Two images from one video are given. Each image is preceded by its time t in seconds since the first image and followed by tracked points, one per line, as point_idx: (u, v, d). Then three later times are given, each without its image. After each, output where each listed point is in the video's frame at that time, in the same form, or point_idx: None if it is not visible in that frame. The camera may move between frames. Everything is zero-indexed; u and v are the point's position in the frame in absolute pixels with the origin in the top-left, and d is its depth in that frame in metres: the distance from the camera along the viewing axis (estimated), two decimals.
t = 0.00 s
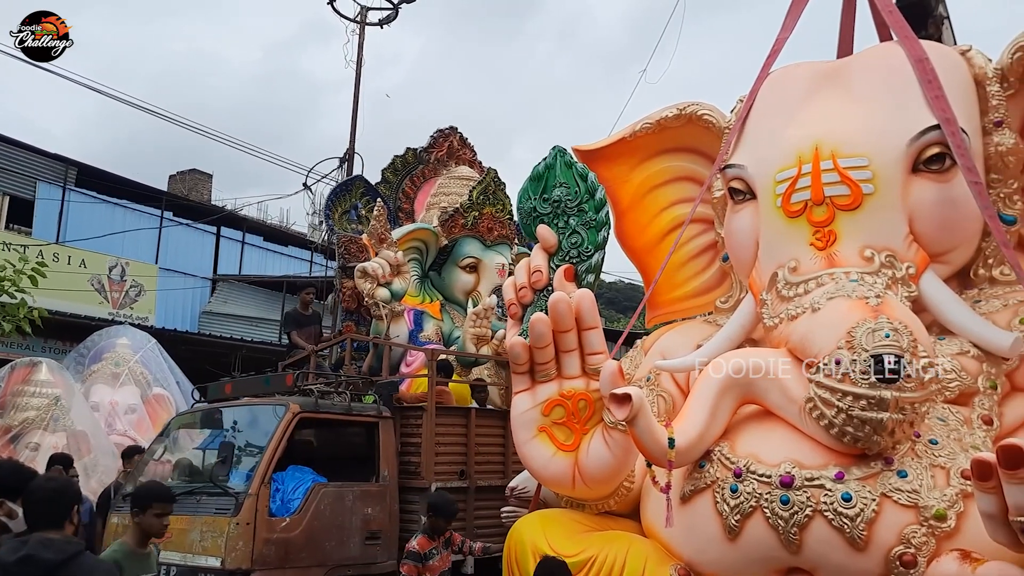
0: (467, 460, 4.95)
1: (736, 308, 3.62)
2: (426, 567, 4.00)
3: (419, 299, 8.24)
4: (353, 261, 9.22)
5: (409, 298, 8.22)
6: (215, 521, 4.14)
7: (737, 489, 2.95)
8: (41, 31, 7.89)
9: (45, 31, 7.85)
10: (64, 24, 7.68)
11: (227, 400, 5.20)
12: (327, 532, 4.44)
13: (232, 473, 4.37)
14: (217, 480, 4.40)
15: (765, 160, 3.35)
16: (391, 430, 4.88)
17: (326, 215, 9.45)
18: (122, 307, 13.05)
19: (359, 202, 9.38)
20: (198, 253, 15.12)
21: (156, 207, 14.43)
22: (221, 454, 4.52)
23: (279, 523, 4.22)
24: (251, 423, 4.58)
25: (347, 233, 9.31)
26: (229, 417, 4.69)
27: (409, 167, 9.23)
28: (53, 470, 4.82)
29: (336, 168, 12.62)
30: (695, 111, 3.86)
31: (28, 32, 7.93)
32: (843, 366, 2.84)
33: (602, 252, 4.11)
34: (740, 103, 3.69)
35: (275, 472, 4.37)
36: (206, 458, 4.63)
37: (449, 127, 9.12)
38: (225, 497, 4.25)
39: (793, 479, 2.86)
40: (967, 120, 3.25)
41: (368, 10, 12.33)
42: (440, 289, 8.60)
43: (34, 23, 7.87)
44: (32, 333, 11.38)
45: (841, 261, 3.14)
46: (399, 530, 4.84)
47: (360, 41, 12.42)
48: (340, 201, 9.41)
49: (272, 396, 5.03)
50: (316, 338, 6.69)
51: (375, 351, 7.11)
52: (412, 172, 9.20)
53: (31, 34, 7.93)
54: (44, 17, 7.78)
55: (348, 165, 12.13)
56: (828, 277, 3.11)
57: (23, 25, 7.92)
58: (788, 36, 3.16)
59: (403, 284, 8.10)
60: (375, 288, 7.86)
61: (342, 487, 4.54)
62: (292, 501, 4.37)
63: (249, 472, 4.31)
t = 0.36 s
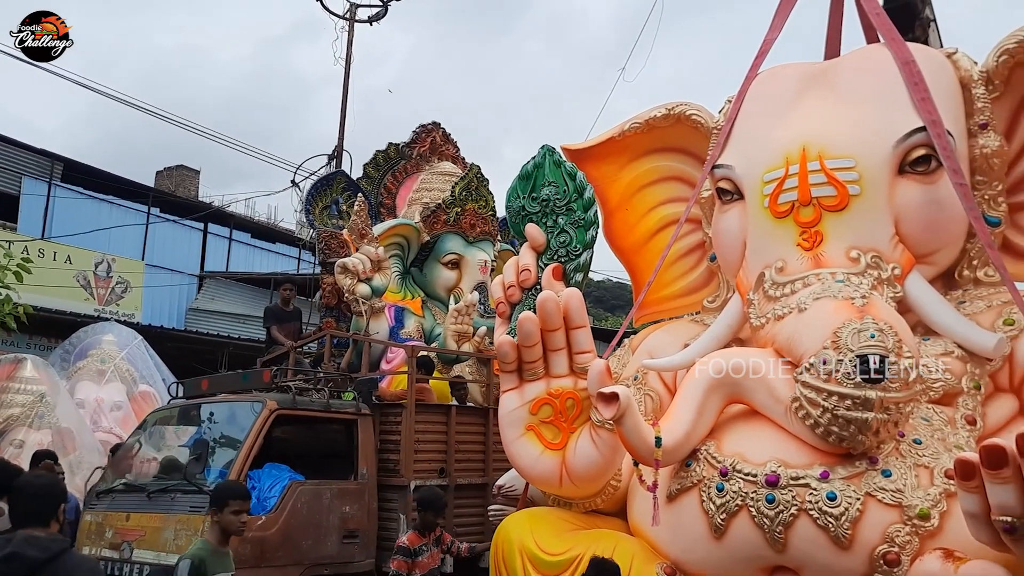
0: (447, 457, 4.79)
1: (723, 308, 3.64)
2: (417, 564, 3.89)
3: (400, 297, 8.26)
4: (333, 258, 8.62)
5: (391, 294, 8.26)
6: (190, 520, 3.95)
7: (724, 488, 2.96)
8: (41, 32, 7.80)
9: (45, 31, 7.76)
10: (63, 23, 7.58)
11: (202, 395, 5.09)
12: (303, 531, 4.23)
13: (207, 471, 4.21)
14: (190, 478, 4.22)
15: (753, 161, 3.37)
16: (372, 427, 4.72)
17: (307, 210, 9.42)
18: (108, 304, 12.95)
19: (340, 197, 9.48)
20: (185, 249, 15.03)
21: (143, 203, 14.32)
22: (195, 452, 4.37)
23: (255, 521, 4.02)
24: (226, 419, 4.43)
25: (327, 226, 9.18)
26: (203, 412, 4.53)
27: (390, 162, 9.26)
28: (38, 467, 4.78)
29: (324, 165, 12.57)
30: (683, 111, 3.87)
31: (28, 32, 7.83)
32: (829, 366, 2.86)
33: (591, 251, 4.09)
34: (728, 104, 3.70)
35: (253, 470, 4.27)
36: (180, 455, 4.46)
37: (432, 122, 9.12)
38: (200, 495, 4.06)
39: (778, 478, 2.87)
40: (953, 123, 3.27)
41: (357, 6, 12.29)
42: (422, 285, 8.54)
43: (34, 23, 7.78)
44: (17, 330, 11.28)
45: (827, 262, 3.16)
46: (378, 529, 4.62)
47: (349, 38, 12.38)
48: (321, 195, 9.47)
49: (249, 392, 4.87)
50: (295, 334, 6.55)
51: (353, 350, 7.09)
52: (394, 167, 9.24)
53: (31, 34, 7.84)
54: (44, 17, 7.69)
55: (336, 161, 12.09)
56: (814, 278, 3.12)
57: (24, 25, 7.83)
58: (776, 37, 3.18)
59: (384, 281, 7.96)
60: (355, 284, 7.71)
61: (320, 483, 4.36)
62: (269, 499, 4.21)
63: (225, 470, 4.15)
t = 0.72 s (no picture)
0: (425, 456, 4.77)
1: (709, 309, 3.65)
2: (413, 559, 3.82)
3: (381, 294, 8.32)
4: (313, 255, 8.42)
5: (371, 291, 8.32)
6: (160, 519, 3.87)
7: (709, 487, 2.98)
8: (42, 32, 7.73)
9: (45, 31, 7.70)
10: (62, 23, 7.52)
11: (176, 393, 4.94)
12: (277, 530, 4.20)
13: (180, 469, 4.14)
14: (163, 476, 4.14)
15: (740, 162, 3.39)
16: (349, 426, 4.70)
17: (284, 206, 8.92)
18: (92, 301, 12.85)
19: (319, 192, 9.02)
20: (171, 247, 14.96)
21: (129, 200, 14.22)
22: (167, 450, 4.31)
23: (228, 521, 3.98)
24: (201, 415, 4.35)
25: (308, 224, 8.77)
26: (176, 408, 4.45)
27: (371, 158, 9.20)
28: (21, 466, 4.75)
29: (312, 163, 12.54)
30: (671, 112, 3.89)
31: (29, 32, 7.76)
32: (813, 368, 2.88)
33: (577, 251, 4.08)
34: (715, 105, 3.72)
35: (228, 468, 4.21)
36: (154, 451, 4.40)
37: (415, 119, 9.15)
38: (171, 494, 3.98)
39: (763, 478, 2.89)
40: (937, 125, 3.30)
41: (345, 4, 12.26)
42: (402, 283, 8.56)
43: (34, 23, 7.71)
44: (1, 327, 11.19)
45: (813, 263, 3.18)
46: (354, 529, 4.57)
47: (337, 36, 12.35)
48: (300, 191, 8.99)
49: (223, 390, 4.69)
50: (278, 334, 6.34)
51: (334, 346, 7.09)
52: (375, 164, 9.19)
53: (31, 34, 7.76)
54: (43, 17, 7.65)
55: (324, 160, 12.06)
56: (800, 279, 3.14)
57: (24, 26, 7.76)
58: (764, 39, 3.19)
59: (365, 279, 7.51)
60: (334, 281, 7.32)
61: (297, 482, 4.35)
62: (243, 498, 4.14)
63: (197, 469, 4.07)
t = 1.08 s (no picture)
0: (398, 455, 4.73)
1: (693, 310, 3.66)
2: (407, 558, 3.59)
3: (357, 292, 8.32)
4: (287, 252, 7.89)
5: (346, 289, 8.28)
6: (123, 520, 3.79)
7: (692, 488, 2.99)
8: (42, 32, 7.67)
9: (45, 32, 7.63)
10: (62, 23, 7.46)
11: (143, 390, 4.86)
12: (245, 531, 4.15)
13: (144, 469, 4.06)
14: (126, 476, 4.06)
15: (724, 164, 3.40)
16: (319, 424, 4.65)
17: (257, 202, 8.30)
18: (75, 301, 12.73)
19: (294, 188, 8.34)
20: (155, 246, 14.87)
21: (113, 199, 14.11)
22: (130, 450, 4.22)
23: (193, 522, 3.91)
24: (166, 413, 4.27)
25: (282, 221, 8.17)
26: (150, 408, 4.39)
27: (347, 154, 9.01)
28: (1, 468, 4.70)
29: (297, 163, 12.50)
30: (656, 113, 3.90)
31: (28, 32, 7.68)
32: (796, 369, 2.89)
33: (564, 252, 4.09)
34: (700, 108, 3.73)
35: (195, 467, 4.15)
36: (117, 451, 4.31)
37: (392, 115, 9.13)
38: (135, 495, 3.91)
39: (746, 478, 2.90)
40: (919, 129, 3.32)
41: (332, 4, 12.23)
42: (378, 280, 8.62)
43: (34, 23, 7.65)
44: None
45: (796, 265, 3.19)
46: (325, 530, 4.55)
47: (323, 36, 12.31)
48: (274, 187, 8.35)
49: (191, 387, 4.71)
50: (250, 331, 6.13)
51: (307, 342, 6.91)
52: (351, 159, 9.01)
53: (31, 34, 7.69)
54: (43, 17, 7.60)
55: (309, 160, 12.03)
56: (783, 281, 3.15)
57: (24, 26, 7.68)
58: (749, 41, 3.21)
59: (337, 275, 7.90)
60: (307, 278, 7.69)
61: (263, 483, 4.28)
62: (209, 499, 4.08)
63: (162, 469, 4.00)
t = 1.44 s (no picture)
0: (373, 455, 4.71)
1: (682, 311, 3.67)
2: (398, 560, 3.43)
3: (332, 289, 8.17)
4: (262, 248, 7.79)
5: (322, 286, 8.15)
6: (86, 523, 3.74)
7: (681, 489, 2.99)
8: (42, 32, 7.61)
9: (45, 31, 7.58)
10: (62, 23, 7.41)
11: (109, 389, 4.68)
12: (212, 534, 4.12)
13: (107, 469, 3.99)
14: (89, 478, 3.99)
15: (713, 164, 3.41)
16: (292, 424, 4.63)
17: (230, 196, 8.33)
18: (62, 302, 12.64)
19: (269, 183, 8.43)
20: (142, 247, 14.80)
21: (101, 200, 14.00)
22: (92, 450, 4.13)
23: (158, 525, 3.87)
24: (131, 410, 4.21)
25: (255, 215, 8.17)
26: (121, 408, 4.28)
27: (324, 149, 8.89)
28: None
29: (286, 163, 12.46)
30: (646, 115, 3.91)
31: (28, 32, 7.62)
32: (785, 369, 2.90)
33: (552, 254, 4.06)
34: (690, 109, 3.74)
35: (160, 468, 4.09)
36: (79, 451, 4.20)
37: (370, 111, 9.12)
38: (98, 497, 3.85)
39: (734, 479, 2.90)
40: (907, 131, 3.34)
41: (321, 3, 12.19)
42: (354, 277, 8.44)
43: (34, 23, 7.59)
44: None
45: (785, 266, 3.20)
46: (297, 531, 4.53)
47: (312, 36, 12.27)
48: (249, 182, 8.41)
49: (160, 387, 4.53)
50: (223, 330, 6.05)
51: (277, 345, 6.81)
52: (328, 154, 8.89)
53: (30, 34, 7.64)
54: (44, 17, 7.55)
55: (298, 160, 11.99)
56: (772, 281, 3.16)
57: (24, 26, 7.64)
58: (738, 43, 3.22)
59: (313, 271, 7.54)
60: (282, 275, 7.36)
61: (231, 484, 4.26)
62: (175, 500, 4.04)
63: (126, 470, 3.94)
